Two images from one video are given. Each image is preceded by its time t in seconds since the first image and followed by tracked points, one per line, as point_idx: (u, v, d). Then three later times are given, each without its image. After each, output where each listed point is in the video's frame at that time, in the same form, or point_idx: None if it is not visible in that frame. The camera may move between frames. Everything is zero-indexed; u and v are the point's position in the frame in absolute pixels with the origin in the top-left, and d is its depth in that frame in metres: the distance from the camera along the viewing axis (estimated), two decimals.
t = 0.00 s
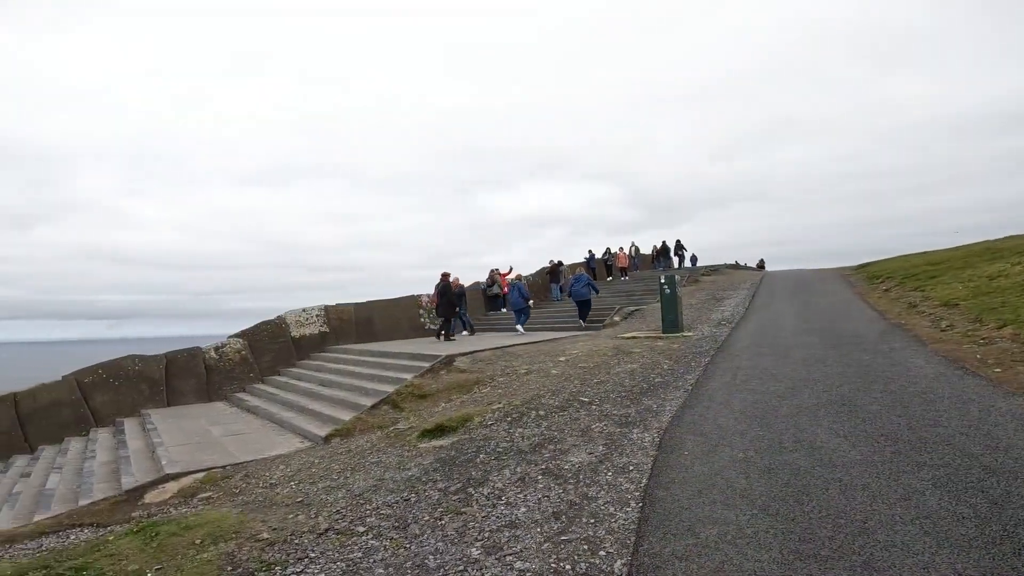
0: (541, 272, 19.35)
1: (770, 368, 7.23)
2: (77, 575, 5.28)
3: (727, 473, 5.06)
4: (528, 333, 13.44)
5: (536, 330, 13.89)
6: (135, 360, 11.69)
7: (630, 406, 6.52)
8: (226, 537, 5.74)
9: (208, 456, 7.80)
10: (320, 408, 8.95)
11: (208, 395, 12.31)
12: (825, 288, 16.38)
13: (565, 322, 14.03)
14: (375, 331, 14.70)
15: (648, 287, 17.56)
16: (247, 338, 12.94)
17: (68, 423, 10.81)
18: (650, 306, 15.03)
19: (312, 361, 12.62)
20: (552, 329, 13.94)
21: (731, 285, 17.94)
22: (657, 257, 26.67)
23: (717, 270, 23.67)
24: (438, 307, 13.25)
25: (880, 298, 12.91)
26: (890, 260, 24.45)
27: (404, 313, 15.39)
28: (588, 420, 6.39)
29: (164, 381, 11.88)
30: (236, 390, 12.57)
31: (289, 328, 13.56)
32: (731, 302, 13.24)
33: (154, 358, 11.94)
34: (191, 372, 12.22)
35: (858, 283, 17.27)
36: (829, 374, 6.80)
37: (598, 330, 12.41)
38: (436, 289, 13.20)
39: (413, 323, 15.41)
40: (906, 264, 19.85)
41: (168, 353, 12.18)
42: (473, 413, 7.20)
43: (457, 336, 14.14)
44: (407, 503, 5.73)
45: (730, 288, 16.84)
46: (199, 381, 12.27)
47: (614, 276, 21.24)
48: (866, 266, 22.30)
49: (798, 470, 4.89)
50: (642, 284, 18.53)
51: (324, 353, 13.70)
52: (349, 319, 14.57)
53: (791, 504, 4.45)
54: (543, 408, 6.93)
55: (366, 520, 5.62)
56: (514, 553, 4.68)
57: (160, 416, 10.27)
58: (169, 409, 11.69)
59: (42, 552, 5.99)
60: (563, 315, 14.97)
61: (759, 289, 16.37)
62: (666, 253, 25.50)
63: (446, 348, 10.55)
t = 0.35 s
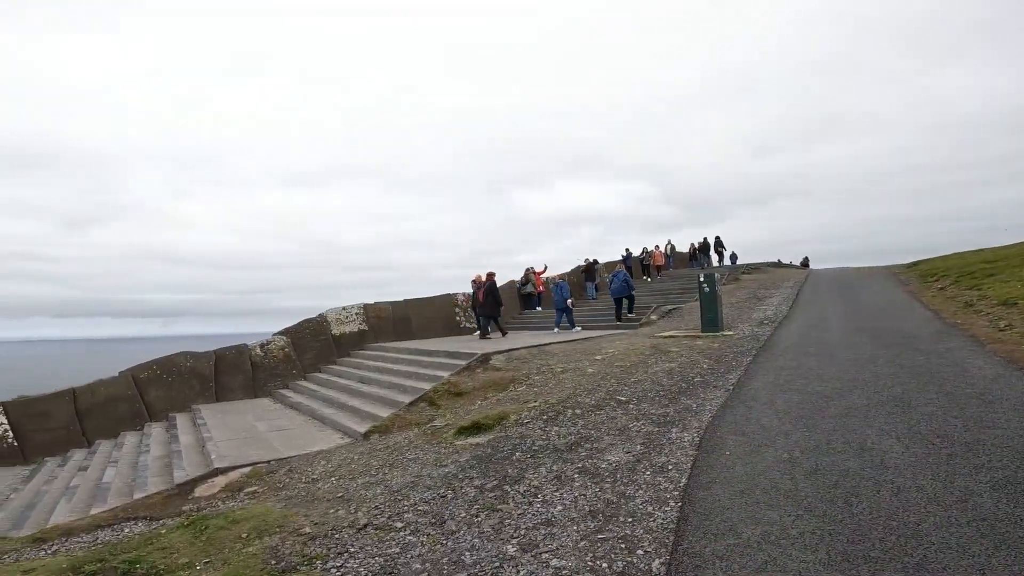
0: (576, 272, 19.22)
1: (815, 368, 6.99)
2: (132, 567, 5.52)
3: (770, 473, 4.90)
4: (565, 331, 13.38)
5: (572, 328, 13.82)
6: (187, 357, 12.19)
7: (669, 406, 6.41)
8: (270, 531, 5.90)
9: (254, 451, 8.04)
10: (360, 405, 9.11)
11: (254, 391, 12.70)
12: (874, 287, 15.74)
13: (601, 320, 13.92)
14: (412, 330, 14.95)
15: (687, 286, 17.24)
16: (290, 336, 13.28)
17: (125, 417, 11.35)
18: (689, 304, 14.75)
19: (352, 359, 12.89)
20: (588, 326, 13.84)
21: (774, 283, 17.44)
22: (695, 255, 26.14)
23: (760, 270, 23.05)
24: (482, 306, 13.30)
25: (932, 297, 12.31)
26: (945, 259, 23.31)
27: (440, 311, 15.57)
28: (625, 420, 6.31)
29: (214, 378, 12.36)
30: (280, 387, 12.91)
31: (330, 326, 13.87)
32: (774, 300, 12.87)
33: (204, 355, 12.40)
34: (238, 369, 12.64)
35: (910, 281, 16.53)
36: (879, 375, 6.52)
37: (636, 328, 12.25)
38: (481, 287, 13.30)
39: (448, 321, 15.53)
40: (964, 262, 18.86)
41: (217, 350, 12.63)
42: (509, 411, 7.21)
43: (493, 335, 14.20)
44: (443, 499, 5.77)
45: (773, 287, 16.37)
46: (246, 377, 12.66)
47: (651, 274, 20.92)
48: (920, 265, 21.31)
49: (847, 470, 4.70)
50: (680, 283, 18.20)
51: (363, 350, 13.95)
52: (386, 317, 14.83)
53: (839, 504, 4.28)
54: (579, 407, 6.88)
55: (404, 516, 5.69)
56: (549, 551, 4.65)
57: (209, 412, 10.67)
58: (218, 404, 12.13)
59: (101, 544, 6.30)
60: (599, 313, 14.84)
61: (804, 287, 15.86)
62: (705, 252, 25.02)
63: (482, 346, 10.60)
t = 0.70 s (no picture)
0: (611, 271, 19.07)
1: (862, 369, 6.74)
2: (182, 560, 5.73)
3: (814, 473, 4.74)
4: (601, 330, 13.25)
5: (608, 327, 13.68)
6: (235, 354, 12.59)
7: (709, 407, 6.26)
8: (312, 526, 6.04)
9: (297, 447, 8.24)
10: (398, 402, 9.25)
11: (298, 388, 13.02)
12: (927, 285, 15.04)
13: (638, 319, 13.74)
14: (448, 328, 15.14)
15: (726, 284, 16.84)
16: (331, 334, 13.56)
17: (176, 412, 11.80)
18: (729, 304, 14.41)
19: (390, 357, 13.11)
20: (625, 326, 13.68)
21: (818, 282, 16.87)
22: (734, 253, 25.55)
23: (803, 268, 22.35)
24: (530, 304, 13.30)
25: (990, 296, 11.64)
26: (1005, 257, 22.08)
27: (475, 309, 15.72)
28: (663, 420, 6.19)
29: (259, 375, 12.72)
30: (321, 384, 13.20)
31: (368, 324, 14.14)
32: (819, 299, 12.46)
33: (250, 352, 12.77)
34: (282, 365, 12.96)
35: (966, 280, 15.74)
36: (933, 377, 6.23)
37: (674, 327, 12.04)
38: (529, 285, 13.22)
39: (483, 319, 15.62)
40: None
41: (262, 348, 13.00)
42: (545, 410, 7.18)
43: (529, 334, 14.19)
44: (479, 497, 5.77)
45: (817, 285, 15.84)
46: (289, 374, 12.98)
47: (688, 273, 20.54)
48: (976, 264, 20.26)
49: (898, 472, 4.51)
50: (719, 281, 17.81)
51: (401, 348, 14.15)
52: (423, 316, 15.03)
53: (888, 505, 4.11)
54: (616, 408, 6.79)
55: (440, 513, 5.73)
56: (585, 551, 4.59)
57: (255, 408, 11.02)
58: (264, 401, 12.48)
59: (154, 538, 6.57)
60: (636, 312, 14.65)
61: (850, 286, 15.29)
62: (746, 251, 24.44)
63: (519, 345, 10.60)
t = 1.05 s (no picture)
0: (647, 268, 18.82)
1: (915, 369, 6.44)
2: (228, 553, 5.91)
3: (863, 474, 4.55)
4: (638, 330, 13.10)
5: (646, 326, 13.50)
6: (278, 351, 12.93)
7: (751, 408, 6.08)
8: (351, 521, 6.14)
9: (337, 443, 8.41)
10: (434, 400, 9.33)
11: (338, 384, 13.32)
12: (986, 283, 14.27)
13: (676, 319, 13.52)
14: (483, 326, 15.29)
15: (769, 283, 16.39)
16: (369, 332, 13.82)
17: (223, 408, 12.23)
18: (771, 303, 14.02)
19: (427, 355, 13.27)
20: (662, 325, 13.48)
21: (867, 280, 16.23)
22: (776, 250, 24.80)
23: (851, 267, 21.56)
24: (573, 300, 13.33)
25: None
26: None
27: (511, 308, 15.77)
28: (703, 420, 6.05)
29: (301, 372, 13.03)
30: (360, 381, 13.49)
31: (405, 323, 14.34)
32: (867, 298, 11.98)
33: (292, 349, 13.11)
34: (323, 363, 13.26)
35: None
36: (992, 377, 5.90)
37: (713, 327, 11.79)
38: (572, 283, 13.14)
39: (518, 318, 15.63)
40: None
41: (304, 345, 13.32)
42: (581, 409, 7.12)
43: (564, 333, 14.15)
44: (515, 496, 5.74)
45: (866, 284, 15.25)
46: (329, 371, 13.28)
47: (728, 272, 20.07)
48: None
49: (954, 474, 4.29)
50: (762, 280, 17.34)
51: (437, 346, 14.33)
52: (459, 314, 15.19)
53: (942, 507, 3.91)
54: (654, 407, 6.68)
55: (475, 510, 5.73)
56: (621, 551, 4.47)
57: (298, 405, 11.31)
58: (306, 397, 12.81)
59: (202, 532, 6.81)
60: (674, 312, 14.42)
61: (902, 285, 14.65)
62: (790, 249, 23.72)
63: (554, 343, 10.56)
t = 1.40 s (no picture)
0: (685, 268, 18.48)
1: (973, 370, 6.10)
2: (271, 548, 6.07)
3: (916, 476, 4.33)
4: (677, 329, 12.86)
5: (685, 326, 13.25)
6: (320, 348, 13.25)
7: (795, 409, 5.86)
8: (389, 517, 6.22)
9: (376, 440, 8.55)
10: (470, 398, 9.41)
11: (377, 381, 13.56)
12: None
13: (716, 317, 13.21)
14: (519, 324, 15.34)
15: (815, 281, 15.84)
16: (407, 330, 14.03)
17: (269, 404, 12.63)
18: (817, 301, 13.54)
19: (464, 353, 13.39)
20: (702, 323, 13.20)
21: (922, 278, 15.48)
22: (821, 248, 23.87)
23: (904, 264, 20.62)
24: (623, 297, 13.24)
25: None
26: None
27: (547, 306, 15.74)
28: (745, 421, 5.87)
29: (342, 369, 13.32)
30: (398, 378, 13.71)
31: (442, 321, 14.49)
32: (921, 296, 11.43)
33: (334, 347, 13.41)
34: (362, 360, 13.52)
35: None
36: None
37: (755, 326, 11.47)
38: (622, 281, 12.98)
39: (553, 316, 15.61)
40: None
41: (345, 343, 13.60)
42: (618, 409, 7.03)
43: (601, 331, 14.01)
44: (549, 494, 5.68)
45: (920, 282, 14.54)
46: (369, 368, 13.54)
47: (772, 270, 19.50)
48: None
49: (1015, 477, 4.04)
50: (807, 278, 16.77)
51: (473, 344, 14.44)
52: (495, 311, 15.26)
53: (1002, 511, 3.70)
54: (694, 407, 6.53)
55: (510, 508, 5.69)
56: (656, 549, 4.30)
57: (339, 401, 11.57)
58: (346, 394, 13.10)
59: (247, 526, 7.02)
60: (714, 310, 14.10)
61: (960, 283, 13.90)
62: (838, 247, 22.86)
63: (590, 342, 10.48)
